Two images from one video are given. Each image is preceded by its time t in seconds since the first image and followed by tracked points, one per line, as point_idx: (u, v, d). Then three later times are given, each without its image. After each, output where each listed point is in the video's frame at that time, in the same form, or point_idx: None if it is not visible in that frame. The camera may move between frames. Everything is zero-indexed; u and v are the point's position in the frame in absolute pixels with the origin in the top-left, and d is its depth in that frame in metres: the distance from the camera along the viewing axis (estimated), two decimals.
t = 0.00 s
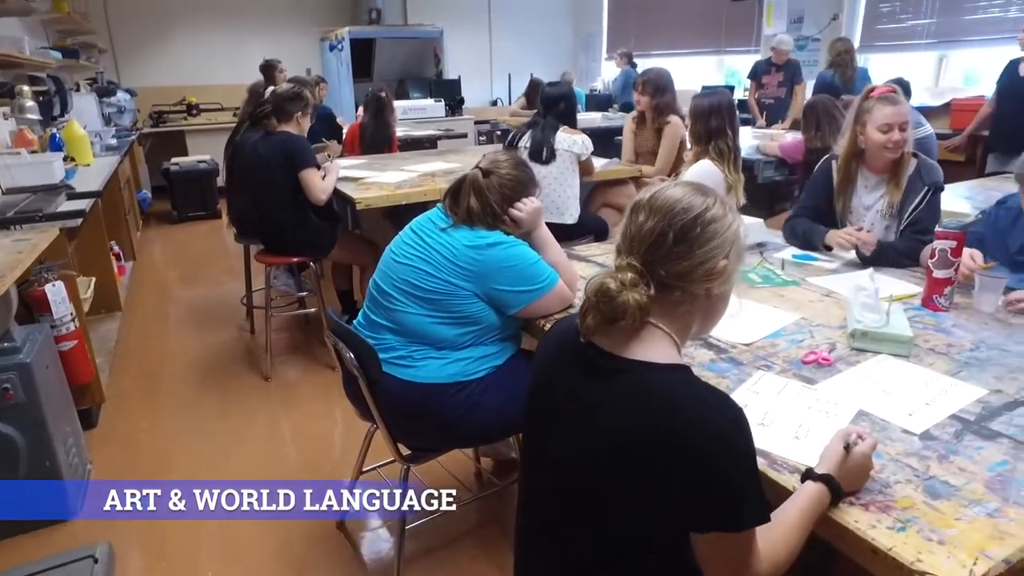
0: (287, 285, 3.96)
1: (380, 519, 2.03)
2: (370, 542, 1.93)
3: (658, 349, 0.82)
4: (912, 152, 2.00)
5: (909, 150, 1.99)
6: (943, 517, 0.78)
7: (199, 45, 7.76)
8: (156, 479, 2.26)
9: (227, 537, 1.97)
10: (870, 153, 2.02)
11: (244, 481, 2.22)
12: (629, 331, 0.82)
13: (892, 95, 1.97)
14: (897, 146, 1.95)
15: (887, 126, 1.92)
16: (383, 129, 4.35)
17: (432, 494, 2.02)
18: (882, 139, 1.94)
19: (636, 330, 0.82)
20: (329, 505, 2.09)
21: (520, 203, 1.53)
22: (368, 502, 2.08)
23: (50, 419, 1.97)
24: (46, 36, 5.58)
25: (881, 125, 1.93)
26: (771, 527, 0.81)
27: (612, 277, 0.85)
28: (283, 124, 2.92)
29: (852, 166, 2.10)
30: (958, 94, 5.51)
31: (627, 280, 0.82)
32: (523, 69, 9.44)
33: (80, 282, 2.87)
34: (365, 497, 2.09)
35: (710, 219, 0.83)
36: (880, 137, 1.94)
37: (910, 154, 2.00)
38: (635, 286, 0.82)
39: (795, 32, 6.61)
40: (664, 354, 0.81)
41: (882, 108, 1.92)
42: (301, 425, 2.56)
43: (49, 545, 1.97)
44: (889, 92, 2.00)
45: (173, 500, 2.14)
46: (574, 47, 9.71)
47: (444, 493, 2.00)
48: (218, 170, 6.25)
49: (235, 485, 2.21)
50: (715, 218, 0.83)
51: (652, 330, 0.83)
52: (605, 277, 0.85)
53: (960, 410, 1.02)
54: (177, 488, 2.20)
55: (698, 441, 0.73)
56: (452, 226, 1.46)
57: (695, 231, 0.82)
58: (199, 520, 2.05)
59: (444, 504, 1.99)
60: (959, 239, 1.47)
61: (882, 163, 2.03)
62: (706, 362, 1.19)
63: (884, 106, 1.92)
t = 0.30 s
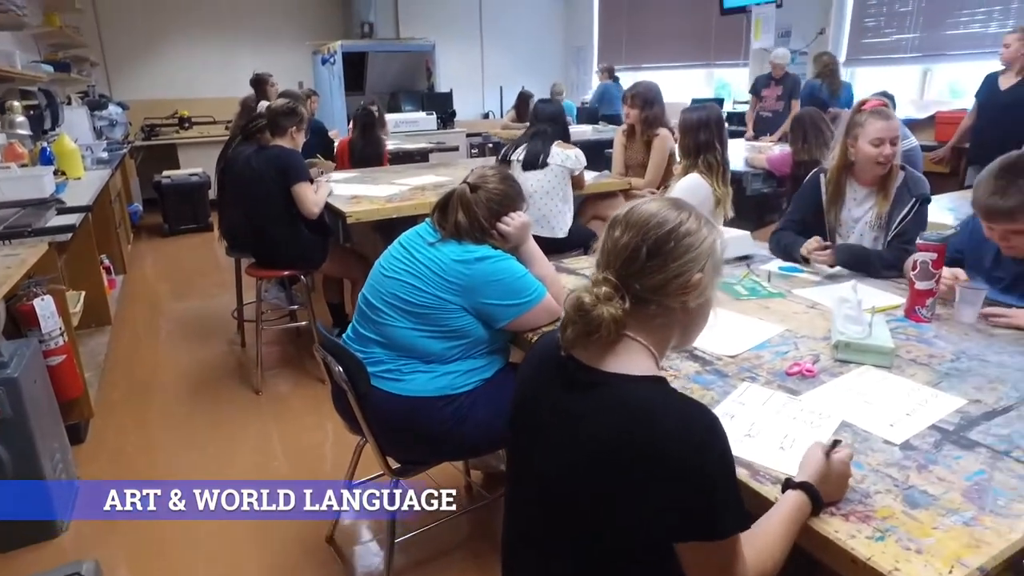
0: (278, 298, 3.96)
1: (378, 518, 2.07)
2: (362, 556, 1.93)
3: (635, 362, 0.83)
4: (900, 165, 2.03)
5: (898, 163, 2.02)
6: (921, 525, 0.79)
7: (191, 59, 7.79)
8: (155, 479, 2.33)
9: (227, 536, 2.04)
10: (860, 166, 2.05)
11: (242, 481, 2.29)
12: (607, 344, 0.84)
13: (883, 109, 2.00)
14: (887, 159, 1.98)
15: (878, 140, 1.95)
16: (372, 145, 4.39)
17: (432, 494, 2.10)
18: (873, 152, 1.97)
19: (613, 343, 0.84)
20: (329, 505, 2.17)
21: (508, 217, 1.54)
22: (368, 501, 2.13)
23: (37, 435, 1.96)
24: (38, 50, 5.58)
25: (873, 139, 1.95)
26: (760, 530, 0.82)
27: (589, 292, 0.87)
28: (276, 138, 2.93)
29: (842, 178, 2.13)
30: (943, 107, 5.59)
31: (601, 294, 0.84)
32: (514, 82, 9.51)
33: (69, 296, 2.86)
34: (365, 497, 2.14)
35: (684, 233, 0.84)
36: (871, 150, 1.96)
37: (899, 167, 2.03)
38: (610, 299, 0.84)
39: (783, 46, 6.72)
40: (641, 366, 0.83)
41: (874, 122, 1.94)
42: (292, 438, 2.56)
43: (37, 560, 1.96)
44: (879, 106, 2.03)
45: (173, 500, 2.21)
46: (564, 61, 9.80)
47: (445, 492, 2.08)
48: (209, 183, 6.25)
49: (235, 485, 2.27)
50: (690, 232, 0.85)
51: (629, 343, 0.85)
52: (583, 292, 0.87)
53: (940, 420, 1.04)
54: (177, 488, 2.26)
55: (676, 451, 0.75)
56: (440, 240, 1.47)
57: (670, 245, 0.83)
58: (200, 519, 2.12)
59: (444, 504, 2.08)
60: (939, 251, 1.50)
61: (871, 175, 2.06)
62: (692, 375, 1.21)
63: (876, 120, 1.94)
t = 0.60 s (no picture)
0: (268, 312, 3.95)
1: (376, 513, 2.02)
2: (353, 569, 1.92)
3: (612, 374, 0.84)
4: (888, 179, 2.06)
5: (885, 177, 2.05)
6: (902, 535, 0.80)
7: (181, 72, 7.79)
8: (153, 479, 2.40)
9: (226, 535, 2.09)
10: (848, 180, 2.07)
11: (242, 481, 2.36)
12: (584, 358, 0.85)
13: (871, 125, 2.03)
14: (875, 174, 2.00)
15: (866, 156, 1.97)
16: (361, 160, 4.42)
17: (432, 494, 2.15)
18: (861, 168, 1.99)
19: (590, 357, 0.85)
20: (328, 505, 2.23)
21: (496, 232, 1.55)
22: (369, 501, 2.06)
23: (22, 452, 1.94)
24: (27, 63, 5.57)
25: (860, 154, 1.98)
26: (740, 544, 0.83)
27: (566, 307, 0.88)
28: (266, 151, 2.94)
29: (831, 192, 2.15)
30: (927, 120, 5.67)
31: (577, 309, 0.86)
32: (504, 95, 9.57)
33: (56, 310, 2.84)
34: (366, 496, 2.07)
35: (656, 245, 0.85)
36: (859, 165, 1.99)
37: (886, 181, 2.06)
38: (585, 313, 0.86)
39: (770, 59, 6.82)
40: (618, 379, 0.84)
41: (862, 137, 1.97)
42: (281, 451, 2.56)
43: None
44: (867, 122, 2.06)
45: (173, 500, 2.27)
46: (554, 74, 9.88)
47: (444, 493, 2.14)
48: (199, 197, 6.25)
49: (235, 485, 2.34)
50: (663, 244, 0.86)
51: (606, 356, 0.86)
52: (559, 308, 0.88)
53: (922, 431, 1.05)
54: (177, 488, 2.33)
55: (654, 461, 0.76)
56: (429, 254, 1.48)
57: (643, 258, 0.85)
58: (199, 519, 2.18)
59: (445, 504, 2.13)
60: (921, 263, 1.53)
61: (859, 190, 2.08)
62: (678, 388, 1.21)
63: (864, 136, 1.97)
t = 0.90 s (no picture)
0: (253, 326, 3.93)
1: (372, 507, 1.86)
2: None
3: (586, 387, 0.86)
4: (863, 192, 2.09)
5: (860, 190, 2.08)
6: (882, 545, 0.81)
7: (166, 86, 7.77)
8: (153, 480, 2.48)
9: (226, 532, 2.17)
10: (824, 194, 2.10)
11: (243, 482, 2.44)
12: (558, 371, 0.87)
13: (844, 140, 2.07)
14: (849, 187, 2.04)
15: (840, 170, 2.01)
16: (345, 174, 4.43)
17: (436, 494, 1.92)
18: (836, 183, 2.03)
19: (564, 370, 0.87)
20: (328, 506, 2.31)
21: (479, 247, 1.56)
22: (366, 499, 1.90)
23: None
24: (10, 77, 5.53)
25: (835, 169, 2.01)
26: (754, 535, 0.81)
27: (539, 322, 0.89)
28: (249, 166, 2.93)
29: (807, 207, 2.18)
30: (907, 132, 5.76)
31: (550, 323, 0.88)
32: (490, 108, 9.63)
33: (37, 326, 2.81)
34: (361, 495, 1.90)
35: (628, 259, 0.86)
36: (834, 179, 2.02)
37: (862, 193, 2.09)
38: (558, 327, 0.88)
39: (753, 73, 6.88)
40: (593, 391, 0.86)
41: (836, 153, 2.01)
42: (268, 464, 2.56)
43: None
44: (840, 137, 2.10)
45: (173, 500, 2.35)
46: (540, 87, 9.94)
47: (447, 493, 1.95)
48: (184, 210, 6.21)
49: (235, 485, 2.42)
50: (635, 258, 0.87)
51: (581, 369, 0.87)
52: (534, 323, 0.90)
53: (902, 440, 1.06)
54: (177, 489, 2.41)
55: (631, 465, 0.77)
56: (414, 269, 1.48)
57: (613, 273, 0.86)
58: (200, 517, 2.25)
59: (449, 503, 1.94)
60: (899, 273, 1.53)
61: (835, 203, 2.11)
62: (662, 401, 1.22)
63: (839, 151, 2.01)
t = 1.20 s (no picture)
0: (237, 338, 3.90)
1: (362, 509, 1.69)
2: None
3: (568, 395, 0.86)
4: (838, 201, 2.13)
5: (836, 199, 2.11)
6: (860, 550, 0.82)
7: (149, 97, 7.73)
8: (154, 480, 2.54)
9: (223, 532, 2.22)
10: (801, 204, 2.13)
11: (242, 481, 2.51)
12: (539, 380, 0.87)
13: (821, 151, 2.10)
14: (825, 198, 2.07)
15: (817, 182, 2.04)
16: (329, 186, 4.42)
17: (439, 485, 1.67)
18: (813, 194, 2.06)
19: (545, 379, 0.87)
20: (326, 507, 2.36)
21: (462, 258, 1.57)
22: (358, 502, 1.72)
23: None
24: None
25: (812, 181, 2.04)
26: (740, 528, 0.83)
27: (521, 331, 0.90)
28: (230, 177, 2.92)
29: (784, 215, 2.21)
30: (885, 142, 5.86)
31: (531, 333, 0.88)
32: (474, 119, 9.66)
33: (14, 340, 2.77)
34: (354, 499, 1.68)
35: (609, 269, 0.88)
36: (811, 190, 2.06)
37: (837, 203, 2.12)
38: (539, 337, 0.88)
39: (734, 84, 6.99)
40: (575, 398, 0.86)
41: (813, 164, 2.04)
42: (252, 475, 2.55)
43: None
44: (817, 148, 2.13)
45: (173, 500, 2.41)
46: (524, 98, 10.00)
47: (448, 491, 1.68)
48: (167, 221, 6.17)
49: (234, 485, 2.49)
50: (615, 268, 0.88)
51: (562, 377, 0.88)
52: (515, 332, 0.90)
53: (879, 446, 1.08)
54: (177, 488, 2.47)
55: (615, 467, 0.78)
56: (396, 280, 1.48)
57: (593, 282, 0.87)
58: (200, 517, 2.31)
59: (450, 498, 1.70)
60: (877, 281, 1.56)
61: (811, 212, 2.15)
62: (644, 410, 1.23)
63: (815, 163, 2.04)
